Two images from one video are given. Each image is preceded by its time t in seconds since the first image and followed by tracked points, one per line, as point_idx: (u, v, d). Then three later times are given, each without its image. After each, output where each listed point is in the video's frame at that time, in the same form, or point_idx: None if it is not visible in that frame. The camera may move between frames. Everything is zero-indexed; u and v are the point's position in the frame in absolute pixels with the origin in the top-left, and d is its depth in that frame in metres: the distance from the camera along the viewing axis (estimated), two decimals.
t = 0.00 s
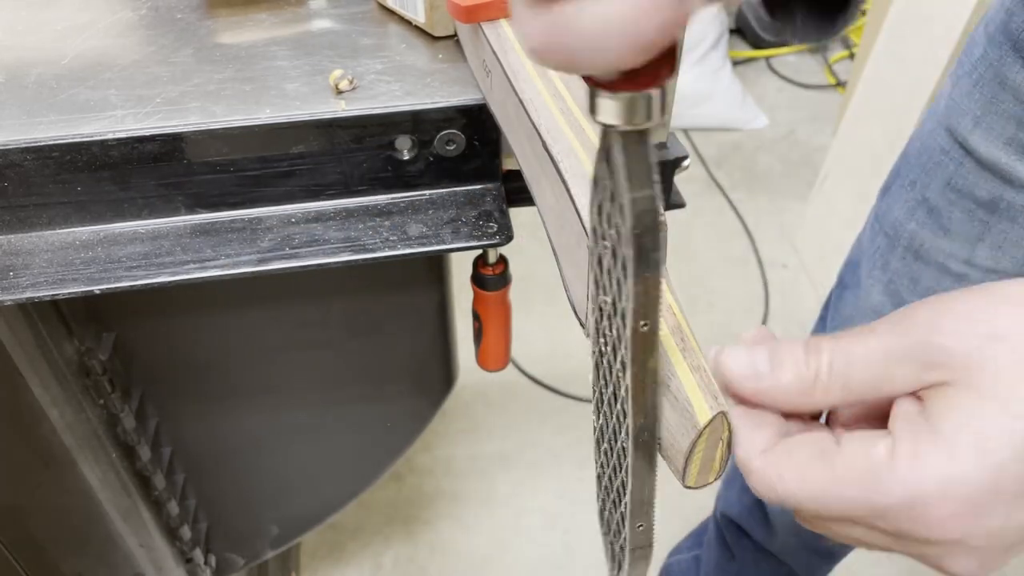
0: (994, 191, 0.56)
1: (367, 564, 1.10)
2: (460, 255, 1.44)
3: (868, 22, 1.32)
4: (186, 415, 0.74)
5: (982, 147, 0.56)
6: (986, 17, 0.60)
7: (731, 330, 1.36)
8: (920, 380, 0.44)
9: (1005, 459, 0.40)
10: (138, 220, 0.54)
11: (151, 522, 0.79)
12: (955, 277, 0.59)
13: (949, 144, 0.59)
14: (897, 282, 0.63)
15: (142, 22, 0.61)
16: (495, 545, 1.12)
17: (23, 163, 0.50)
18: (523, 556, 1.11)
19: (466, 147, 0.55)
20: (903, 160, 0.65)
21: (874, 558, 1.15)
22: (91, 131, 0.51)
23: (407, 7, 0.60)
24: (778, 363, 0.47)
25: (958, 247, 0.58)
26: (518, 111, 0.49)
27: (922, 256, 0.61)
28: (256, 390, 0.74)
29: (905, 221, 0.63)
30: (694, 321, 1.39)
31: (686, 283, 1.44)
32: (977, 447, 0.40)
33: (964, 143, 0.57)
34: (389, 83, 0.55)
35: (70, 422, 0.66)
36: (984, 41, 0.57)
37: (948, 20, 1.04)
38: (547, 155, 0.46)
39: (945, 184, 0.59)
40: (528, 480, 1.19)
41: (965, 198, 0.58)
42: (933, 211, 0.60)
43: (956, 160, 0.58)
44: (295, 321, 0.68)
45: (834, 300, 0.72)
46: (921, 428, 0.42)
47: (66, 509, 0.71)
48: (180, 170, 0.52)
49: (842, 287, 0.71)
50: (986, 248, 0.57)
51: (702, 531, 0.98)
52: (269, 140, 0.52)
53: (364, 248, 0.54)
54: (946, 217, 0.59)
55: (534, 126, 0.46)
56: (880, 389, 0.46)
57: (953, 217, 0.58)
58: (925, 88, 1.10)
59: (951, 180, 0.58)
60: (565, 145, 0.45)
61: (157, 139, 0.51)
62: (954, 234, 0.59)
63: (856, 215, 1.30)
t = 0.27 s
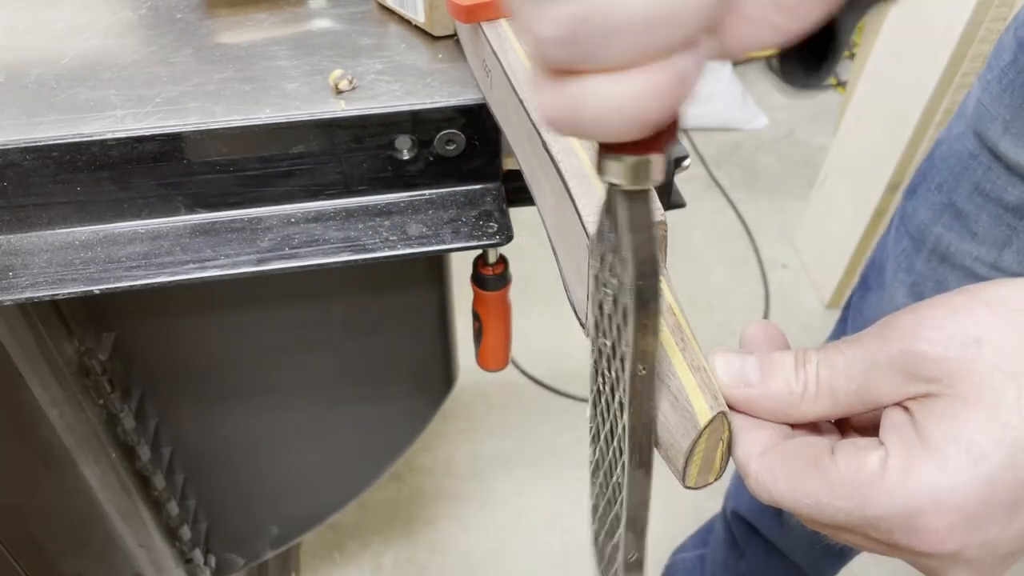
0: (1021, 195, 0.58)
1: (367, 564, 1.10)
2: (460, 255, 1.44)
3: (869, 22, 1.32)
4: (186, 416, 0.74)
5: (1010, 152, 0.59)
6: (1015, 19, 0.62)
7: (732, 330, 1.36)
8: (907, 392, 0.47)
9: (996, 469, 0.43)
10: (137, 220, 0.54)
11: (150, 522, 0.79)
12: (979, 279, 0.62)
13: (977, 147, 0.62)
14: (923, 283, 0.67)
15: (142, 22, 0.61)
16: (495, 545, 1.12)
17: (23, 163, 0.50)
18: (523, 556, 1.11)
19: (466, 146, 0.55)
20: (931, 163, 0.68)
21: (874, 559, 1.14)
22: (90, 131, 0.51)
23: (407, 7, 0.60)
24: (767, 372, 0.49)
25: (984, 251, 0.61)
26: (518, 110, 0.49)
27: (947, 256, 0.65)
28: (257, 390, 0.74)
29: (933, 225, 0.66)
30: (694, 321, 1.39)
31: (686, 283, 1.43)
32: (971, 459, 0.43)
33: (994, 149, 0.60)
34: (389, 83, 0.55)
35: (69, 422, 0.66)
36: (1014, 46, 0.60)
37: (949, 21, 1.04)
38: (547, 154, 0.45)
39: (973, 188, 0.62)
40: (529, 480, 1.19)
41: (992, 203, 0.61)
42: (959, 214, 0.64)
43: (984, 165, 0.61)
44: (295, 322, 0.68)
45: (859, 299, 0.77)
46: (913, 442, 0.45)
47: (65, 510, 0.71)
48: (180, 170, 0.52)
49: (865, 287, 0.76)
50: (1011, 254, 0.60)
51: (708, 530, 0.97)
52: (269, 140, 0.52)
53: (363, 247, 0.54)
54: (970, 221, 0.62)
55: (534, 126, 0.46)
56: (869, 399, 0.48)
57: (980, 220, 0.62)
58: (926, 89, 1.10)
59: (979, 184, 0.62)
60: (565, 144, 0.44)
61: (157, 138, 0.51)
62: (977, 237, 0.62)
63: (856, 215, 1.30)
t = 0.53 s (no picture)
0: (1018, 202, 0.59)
1: (367, 564, 1.10)
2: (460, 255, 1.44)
3: (869, 23, 1.32)
4: (185, 416, 0.74)
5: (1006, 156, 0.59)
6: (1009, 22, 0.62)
7: (732, 330, 1.36)
8: (906, 396, 0.47)
9: (994, 476, 0.44)
10: (137, 220, 0.54)
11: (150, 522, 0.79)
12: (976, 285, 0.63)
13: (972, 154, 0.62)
14: (918, 290, 0.67)
15: (142, 22, 0.61)
16: (495, 545, 1.12)
17: (23, 163, 0.50)
18: (522, 556, 1.11)
19: (466, 146, 0.55)
20: (925, 167, 0.69)
21: (874, 559, 1.14)
22: (90, 131, 0.51)
23: (407, 7, 0.60)
24: (767, 371, 0.47)
25: (981, 257, 0.62)
26: (518, 110, 0.49)
27: (944, 263, 0.65)
28: (257, 389, 0.73)
29: (928, 231, 0.67)
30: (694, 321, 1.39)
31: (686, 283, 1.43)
32: (969, 466, 0.44)
33: (990, 154, 0.60)
34: (389, 83, 0.55)
35: (69, 422, 0.66)
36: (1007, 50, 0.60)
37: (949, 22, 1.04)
38: (547, 155, 0.45)
39: (969, 194, 0.63)
40: (529, 481, 1.19)
41: (987, 209, 0.61)
42: (955, 221, 0.64)
43: (981, 171, 0.61)
44: (295, 321, 0.68)
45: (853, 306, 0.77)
46: (911, 448, 0.45)
47: (65, 509, 0.71)
48: (181, 170, 0.52)
49: (860, 293, 0.76)
50: (1008, 259, 0.60)
51: (705, 531, 0.97)
52: (269, 140, 0.52)
53: (363, 247, 0.54)
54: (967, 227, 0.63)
55: (534, 125, 0.46)
56: (868, 402, 0.48)
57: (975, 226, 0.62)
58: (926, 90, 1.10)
59: (975, 190, 0.62)
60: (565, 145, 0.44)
61: (157, 139, 0.51)
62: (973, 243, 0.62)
63: (856, 216, 1.30)
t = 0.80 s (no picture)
0: (993, 198, 0.60)
1: (367, 564, 1.10)
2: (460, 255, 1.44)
3: (868, 23, 1.32)
4: (185, 416, 0.74)
5: (981, 152, 0.60)
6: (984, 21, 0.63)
7: (732, 330, 1.36)
8: (906, 396, 0.47)
9: (995, 476, 0.43)
10: (137, 220, 0.54)
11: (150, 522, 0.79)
12: (955, 281, 0.64)
13: (950, 151, 0.63)
14: (898, 288, 0.68)
15: (142, 22, 0.61)
16: (495, 545, 1.12)
17: (23, 163, 0.50)
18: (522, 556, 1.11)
19: (466, 146, 0.55)
20: (902, 166, 0.70)
21: (874, 559, 1.14)
22: (90, 131, 0.51)
23: (407, 7, 0.60)
24: (768, 372, 0.47)
25: (958, 253, 0.63)
26: (518, 110, 0.49)
27: (923, 260, 0.66)
28: (257, 389, 0.73)
29: (905, 228, 0.68)
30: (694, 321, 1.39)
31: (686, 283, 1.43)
32: (970, 466, 0.44)
33: (965, 150, 0.62)
34: (388, 83, 0.55)
35: (69, 422, 0.66)
36: (982, 49, 0.61)
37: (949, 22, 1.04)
38: (546, 154, 0.45)
39: (946, 191, 0.64)
40: (528, 480, 1.19)
41: (965, 206, 0.62)
42: (932, 217, 0.65)
43: (956, 167, 0.63)
44: (295, 321, 0.68)
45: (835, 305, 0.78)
46: (912, 448, 0.45)
47: (65, 508, 0.71)
48: (181, 170, 0.52)
49: (843, 291, 0.76)
50: (984, 255, 0.62)
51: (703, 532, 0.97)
52: (269, 140, 0.52)
53: (363, 247, 0.54)
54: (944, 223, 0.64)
55: (533, 125, 0.46)
56: (868, 402, 0.48)
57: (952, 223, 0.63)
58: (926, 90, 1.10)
59: (951, 186, 0.63)
60: (565, 144, 0.44)
61: (157, 139, 0.51)
62: (951, 239, 0.64)
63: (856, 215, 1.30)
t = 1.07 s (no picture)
0: (994, 201, 0.60)
1: (367, 564, 1.10)
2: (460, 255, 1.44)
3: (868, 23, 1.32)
4: (185, 416, 0.74)
5: (982, 155, 0.60)
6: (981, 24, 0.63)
7: (732, 330, 1.36)
8: (905, 394, 0.47)
9: (995, 473, 0.43)
10: (137, 220, 0.54)
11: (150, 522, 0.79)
12: (954, 281, 0.64)
13: (950, 154, 0.64)
14: (897, 289, 0.68)
15: (142, 22, 0.61)
16: (495, 545, 1.12)
17: (23, 163, 0.50)
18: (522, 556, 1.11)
19: (466, 146, 0.55)
20: (901, 168, 0.70)
21: (874, 559, 1.14)
22: (90, 131, 0.51)
23: (407, 7, 0.60)
24: (768, 371, 0.48)
25: (958, 256, 0.63)
26: (517, 110, 0.49)
27: (922, 262, 0.66)
28: (257, 389, 0.74)
29: (905, 230, 0.68)
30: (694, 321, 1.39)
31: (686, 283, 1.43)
32: (970, 464, 0.44)
33: (965, 152, 0.62)
34: (388, 83, 0.55)
35: (70, 422, 0.66)
36: (981, 51, 0.61)
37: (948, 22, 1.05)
38: (546, 155, 0.45)
39: (945, 193, 0.64)
40: (528, 480, 1.19)
41: (964, 207, 0.62)
42: (931, 219, 0.65)
43: (955, 169, 0.63)
44: (295, 321, 0.68)
45: (832, 306, 0.78)
46: (912, 446, 0.45)
47: (65, 508, 0.72)
48: (181, 170, 0.52)
49: (841, 292, 0.76)
50: (986, 257, 0.62)
51: (702, 533, 0.97)
52: (269, 140, 0.52)
53: (363, 247, 0.54)
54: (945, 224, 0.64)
55: (533, 125, 0.46)
56: (867, 402, 0.48)
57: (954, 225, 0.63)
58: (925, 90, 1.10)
59: (951, 189, 0.63)
60: (565, 145, 0.44)
61: (157, 138, 0.51)
62: (952, 241, 0.64)
63: (856, 215, 1.30)
